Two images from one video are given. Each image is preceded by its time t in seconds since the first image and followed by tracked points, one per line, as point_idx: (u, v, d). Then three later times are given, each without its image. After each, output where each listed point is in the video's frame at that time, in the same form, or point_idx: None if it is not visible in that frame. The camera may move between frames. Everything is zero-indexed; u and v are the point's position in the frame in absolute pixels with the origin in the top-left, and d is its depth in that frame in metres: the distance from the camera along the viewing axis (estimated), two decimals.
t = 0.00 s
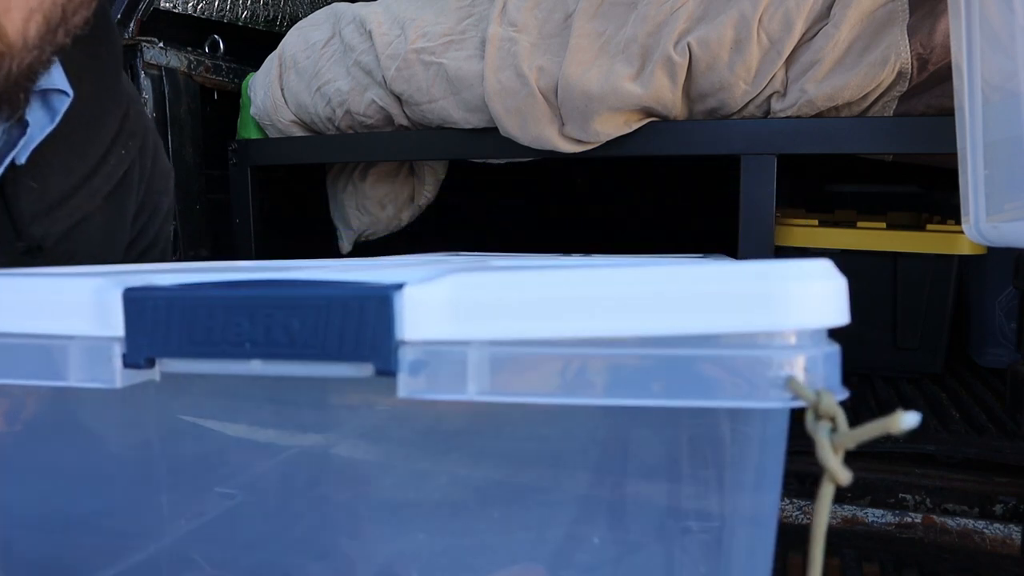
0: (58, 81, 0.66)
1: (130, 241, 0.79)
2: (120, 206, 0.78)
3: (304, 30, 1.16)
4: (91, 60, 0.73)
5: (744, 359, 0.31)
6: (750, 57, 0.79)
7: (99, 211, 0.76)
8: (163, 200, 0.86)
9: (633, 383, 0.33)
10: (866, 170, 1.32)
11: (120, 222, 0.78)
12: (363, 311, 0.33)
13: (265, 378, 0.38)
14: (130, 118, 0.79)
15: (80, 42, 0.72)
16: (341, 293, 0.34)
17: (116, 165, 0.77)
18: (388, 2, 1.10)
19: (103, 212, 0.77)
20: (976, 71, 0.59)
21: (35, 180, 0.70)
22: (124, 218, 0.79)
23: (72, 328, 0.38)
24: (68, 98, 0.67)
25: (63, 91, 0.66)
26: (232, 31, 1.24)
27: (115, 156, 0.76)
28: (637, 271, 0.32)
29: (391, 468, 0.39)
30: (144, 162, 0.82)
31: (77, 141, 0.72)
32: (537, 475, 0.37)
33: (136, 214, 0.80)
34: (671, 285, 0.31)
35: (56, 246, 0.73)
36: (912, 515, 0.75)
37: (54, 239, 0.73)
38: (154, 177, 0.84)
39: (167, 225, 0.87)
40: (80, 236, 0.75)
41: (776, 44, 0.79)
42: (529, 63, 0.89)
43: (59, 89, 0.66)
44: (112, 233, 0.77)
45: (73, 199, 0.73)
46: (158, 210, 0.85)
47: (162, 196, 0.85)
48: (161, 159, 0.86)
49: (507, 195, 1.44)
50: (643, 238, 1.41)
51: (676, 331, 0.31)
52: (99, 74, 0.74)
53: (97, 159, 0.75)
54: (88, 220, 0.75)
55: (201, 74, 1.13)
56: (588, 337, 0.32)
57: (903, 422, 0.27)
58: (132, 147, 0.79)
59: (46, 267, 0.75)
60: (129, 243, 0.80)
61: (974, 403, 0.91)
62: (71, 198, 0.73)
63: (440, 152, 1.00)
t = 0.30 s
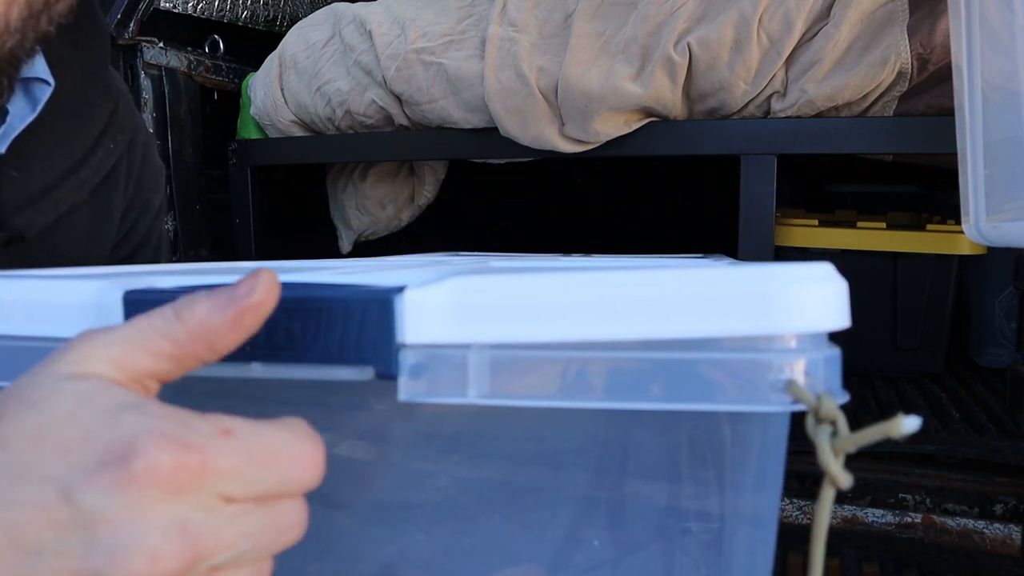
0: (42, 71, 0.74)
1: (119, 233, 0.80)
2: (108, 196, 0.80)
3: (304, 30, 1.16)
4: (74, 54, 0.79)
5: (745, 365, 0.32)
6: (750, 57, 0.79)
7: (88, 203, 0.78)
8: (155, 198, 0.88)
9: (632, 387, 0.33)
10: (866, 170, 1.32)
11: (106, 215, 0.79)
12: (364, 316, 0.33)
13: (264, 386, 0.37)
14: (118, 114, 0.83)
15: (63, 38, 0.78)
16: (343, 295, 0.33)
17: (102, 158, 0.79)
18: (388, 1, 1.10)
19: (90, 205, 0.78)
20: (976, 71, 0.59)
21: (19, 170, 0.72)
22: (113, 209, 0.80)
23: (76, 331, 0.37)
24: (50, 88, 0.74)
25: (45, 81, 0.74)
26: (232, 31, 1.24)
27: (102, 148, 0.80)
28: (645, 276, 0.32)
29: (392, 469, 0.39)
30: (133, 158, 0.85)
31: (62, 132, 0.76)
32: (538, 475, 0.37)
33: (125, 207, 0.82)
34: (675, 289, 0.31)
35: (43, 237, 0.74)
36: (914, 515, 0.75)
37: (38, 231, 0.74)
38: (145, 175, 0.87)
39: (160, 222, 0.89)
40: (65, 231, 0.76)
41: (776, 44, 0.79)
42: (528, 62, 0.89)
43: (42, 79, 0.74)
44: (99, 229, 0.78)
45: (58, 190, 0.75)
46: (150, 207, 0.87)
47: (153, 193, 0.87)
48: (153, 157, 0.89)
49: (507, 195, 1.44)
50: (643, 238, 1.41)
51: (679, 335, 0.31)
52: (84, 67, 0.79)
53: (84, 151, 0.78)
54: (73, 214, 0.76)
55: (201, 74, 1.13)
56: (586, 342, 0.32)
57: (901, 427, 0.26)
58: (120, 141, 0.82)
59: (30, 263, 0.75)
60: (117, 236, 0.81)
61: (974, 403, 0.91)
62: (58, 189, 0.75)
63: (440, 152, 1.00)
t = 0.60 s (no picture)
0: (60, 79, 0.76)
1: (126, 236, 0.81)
2: (116, 200, 0.81)
3: (304, 30, 1.16)
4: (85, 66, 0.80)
5: (747, 366, 0.32)
6: (750, 57, 0.79)
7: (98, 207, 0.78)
8: (161, 200, 0.88)
9: (631, 388, 0.33)
10: (865, 170, 1.32)
11: (114, 218, 0.80)
12: (364, 317, 0.33)
13: (268, 386, 0.38)
14: (126, 119, 0.83)
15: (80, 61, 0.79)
16: (343, 297, 0.33)
17: (110, 163, 0.80)
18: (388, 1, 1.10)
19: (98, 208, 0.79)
20: (976, 71, 0.59)
21: (33, 174, 0.73)
22: (121, 212, 0.81)
23: (76, 334, 0.38)
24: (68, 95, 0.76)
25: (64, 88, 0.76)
26: (232, 31, 1.24)
27: (112, 153, 0.80)
28: (633, 276, 0.32)
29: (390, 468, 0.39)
30: (140, 162, 0.85)
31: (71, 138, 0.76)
32: (537, 475, 0.37)
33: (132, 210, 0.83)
34: (674, 290, 0.31)
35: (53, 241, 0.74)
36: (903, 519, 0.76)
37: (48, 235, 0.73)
38: (152, 177, 0.87)
39: (164, 224, 0.90)
40: (74, 235, 0.76)
41: (776, 44, 0.79)
42: (529, 63, 0.89)
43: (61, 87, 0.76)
44: (107, 231, 0.79)
45: (71, 194, 0.75)
46: (156, 209, 0.87)
47: (159, 196, 0.88)
48: (158, 160, 0.89)
49: (506, 195, 1.44)
50: (643, 238, 1.41)
51: (680, 336, 0.31)
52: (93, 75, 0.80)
53: (94, 156, 0.78)
54: (81, 218, 0.77)
55: (201, 74, 1.13)
56: (586, 344, 0.32)
57: (904, 428, 0.27)
58: (128, 145, 0.83)
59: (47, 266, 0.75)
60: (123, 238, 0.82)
61: (974, 403, 0.91)
62: (70, 193, 0.75)
63: (440, 152, 1.00)
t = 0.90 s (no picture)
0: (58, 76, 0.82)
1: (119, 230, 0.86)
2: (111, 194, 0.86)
3: (304, 30, 1.16)
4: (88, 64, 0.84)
5: (748, 369, 0.32)
6: (750, 57, 0.79)
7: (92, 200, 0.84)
8: (158, 198, 0.93)
9: (631, 390, 0.32)
10: (866, 170, 1.32)
11: (109, 215, 0.86)
12: (366, 318, 0.32)
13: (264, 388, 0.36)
14: (123, 118, 0.89)
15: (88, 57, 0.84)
16: (342, 299, 0.32)
17: (106, 160, 0.85)
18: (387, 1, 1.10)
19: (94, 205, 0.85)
20: (976, 71, 0.59)
21: (27, 166, 0.77)
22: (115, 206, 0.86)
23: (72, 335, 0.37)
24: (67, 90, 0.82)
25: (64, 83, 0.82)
26: (232, 31, 1.24)
27: (108, 149, 0.85)
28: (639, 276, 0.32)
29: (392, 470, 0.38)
30: (137, 160, 0.90)
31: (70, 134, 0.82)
32: (538, 474, 0.37)
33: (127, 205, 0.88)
34: (679, 291, 0.31)
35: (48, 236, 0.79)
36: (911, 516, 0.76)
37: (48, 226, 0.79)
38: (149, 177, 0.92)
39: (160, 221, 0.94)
40: (70, 230, 0.81)
41: (776, 44, 0.79)
42: (528, 63, 0.89)
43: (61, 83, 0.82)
44: (101, 229, 0.85)
45: (68, 188, 0.81)
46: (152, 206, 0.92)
47: (155, 193, 0.93)
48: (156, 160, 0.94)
49: (506, 195, 1.44)
50: (643, 238, 1.41)
51: (684, 340, 0.31)
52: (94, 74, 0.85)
53: (91, 151, 0.84)
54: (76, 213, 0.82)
55: (201, 74, 1.13)
56: (591, 345, 0.32)
57: (903, 432, 0.27)
58: (124, 143, 0.88)
59: (44, 262, 0.80)
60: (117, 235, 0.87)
61: (974, 403, 0.91)
62: (67, 188, 0.81)
63: (439, 152, 1.00)
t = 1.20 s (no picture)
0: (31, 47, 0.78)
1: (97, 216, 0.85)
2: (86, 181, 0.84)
3: (304, 30, 1.16)
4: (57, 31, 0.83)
5: (749, 381, 0.32)
6: (750, 57, 0.79)
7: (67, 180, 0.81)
8: (138, 188, 0.92)
9: (629, 403, 0.32)
10: (866, 170, 1.32)
11: (83, 199, 0.84)
12: (367, 330, 0.32)
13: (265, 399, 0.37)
14: (102, 104, 0.86)
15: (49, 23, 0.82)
16: (344, 310, 0.33)
17: (87, 138, 0.83)
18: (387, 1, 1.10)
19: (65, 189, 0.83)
20: (976, 71, 0.59)
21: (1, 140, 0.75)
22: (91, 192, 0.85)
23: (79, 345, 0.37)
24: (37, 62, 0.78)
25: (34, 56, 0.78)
26: (232, 31, 1.24)
27: (87, 130, 0.83)
28: (631, 290, 0.32)
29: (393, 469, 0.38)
30: (113, 148, 0.89)
31: (43, 110, 0.79)
32: (538, 475, 0.37)
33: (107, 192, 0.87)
34: (678, 306, 0.32)
35: (23, 213, 0.78)
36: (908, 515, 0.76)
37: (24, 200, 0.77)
38: (127, 166, 0.91)
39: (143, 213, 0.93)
40: (47, 209, 0.80)
41: (776, 44, 0.79)
42: (529, 62, 0.89)
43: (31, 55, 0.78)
44: (74, 217, 0.83)
45: (43, 163, 0.78)
46: (133, 195, 0.91)
47: (136, 183, 0.92)
48: (133, 151, 0.93)
49: (506, 195, 1.44)
50: (643, 239, 1.41)
51: (687, 352, 0.31)
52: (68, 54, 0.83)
53: (70, 128, 0.81)
54: (52, 191, 0.80)
55: (201, 74, 1.13)
56: (594, 359, 0.32)
57: (903, 447, 0.26)
58: (101, 128, 0.86)
59: (19, 243, 0.78)
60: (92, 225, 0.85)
61: (974, 403, 0.92)
62: (42, 162, 0.78)
63: (439, 152, 1.00)
